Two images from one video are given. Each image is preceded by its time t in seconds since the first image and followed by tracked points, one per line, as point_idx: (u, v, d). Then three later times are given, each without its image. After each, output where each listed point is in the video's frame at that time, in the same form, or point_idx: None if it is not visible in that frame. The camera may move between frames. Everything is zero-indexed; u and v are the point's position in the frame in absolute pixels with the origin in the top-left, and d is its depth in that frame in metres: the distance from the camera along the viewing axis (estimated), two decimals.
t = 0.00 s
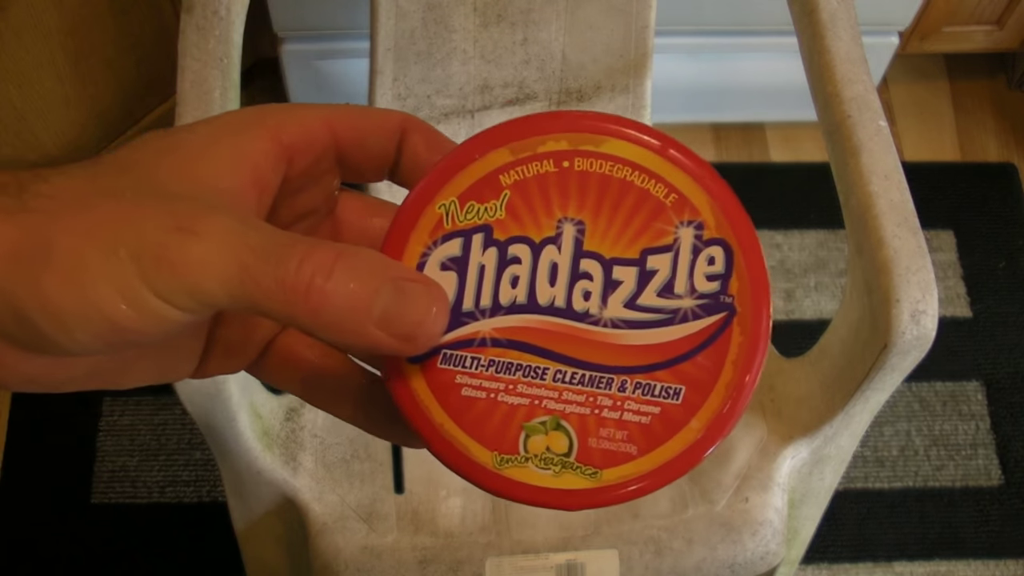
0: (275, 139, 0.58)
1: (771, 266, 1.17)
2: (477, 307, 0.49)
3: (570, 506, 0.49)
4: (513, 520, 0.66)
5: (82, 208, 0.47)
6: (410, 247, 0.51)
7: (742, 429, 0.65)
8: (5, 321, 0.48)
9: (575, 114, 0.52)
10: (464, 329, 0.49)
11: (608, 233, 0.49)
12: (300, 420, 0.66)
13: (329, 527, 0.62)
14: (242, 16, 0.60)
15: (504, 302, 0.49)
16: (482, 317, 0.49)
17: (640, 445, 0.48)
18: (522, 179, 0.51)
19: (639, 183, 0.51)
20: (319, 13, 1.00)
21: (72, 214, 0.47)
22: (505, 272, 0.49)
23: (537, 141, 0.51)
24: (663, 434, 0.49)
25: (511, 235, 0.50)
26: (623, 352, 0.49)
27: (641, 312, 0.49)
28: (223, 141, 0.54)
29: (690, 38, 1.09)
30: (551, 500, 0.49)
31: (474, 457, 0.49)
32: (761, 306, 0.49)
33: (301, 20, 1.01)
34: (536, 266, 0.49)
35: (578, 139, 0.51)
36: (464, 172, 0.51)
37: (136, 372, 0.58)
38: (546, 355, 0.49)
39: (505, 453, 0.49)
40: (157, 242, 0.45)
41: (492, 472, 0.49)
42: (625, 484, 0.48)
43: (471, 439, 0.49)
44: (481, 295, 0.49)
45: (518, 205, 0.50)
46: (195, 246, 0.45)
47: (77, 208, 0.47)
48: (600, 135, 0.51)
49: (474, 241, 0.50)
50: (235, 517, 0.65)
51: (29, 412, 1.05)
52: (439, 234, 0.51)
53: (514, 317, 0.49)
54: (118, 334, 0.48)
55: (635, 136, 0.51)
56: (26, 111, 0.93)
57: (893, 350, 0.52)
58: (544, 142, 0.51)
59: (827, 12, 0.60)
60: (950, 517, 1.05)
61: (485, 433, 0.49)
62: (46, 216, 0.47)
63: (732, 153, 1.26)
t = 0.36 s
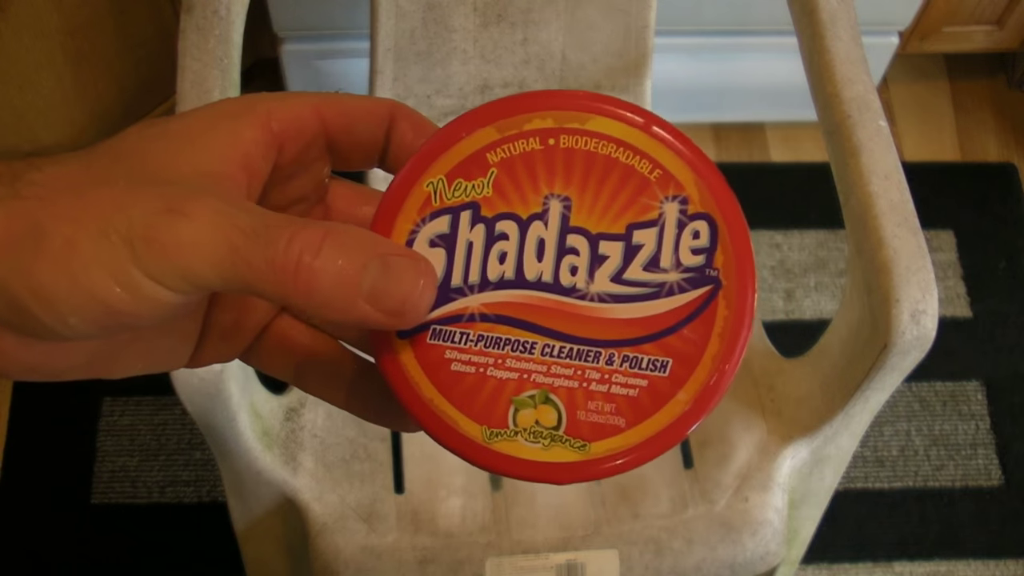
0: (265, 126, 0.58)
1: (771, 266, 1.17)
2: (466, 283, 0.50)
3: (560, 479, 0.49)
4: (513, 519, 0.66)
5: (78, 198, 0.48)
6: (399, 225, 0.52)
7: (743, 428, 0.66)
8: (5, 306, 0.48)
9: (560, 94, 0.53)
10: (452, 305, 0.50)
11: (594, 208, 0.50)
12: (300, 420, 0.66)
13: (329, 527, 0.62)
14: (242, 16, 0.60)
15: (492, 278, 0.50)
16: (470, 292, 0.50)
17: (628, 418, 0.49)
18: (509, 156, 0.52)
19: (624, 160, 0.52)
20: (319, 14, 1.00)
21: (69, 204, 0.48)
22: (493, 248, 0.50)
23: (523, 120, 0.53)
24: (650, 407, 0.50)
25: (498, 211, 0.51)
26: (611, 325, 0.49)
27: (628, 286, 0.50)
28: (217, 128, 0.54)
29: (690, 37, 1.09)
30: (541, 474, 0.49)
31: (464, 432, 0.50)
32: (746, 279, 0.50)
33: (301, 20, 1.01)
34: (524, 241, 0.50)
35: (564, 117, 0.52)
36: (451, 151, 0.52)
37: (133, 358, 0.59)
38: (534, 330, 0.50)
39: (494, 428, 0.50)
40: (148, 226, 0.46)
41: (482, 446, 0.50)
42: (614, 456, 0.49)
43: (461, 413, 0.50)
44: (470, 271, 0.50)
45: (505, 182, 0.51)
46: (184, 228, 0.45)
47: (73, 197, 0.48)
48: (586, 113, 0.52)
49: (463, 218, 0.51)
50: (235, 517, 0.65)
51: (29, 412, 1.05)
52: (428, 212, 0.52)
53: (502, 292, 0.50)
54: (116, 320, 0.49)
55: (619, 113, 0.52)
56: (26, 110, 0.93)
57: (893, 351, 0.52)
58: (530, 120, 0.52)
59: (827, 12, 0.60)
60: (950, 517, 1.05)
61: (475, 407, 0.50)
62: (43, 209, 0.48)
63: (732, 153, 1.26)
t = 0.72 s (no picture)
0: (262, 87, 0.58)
1: (771, 266, 1.17)
2: (453, 193, 0.47)
3: (531, 388, 0.45)
4: (513, 519, 0.66)
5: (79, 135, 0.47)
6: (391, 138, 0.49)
7: (742, 428, 0.67)
8: None
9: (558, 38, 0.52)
10: (437, 212, 0.47)
11: (582, 133, 0.48)
12: (299, 419, 0.66)
13: (329, 527, 0.62)
14: (242, 15, 0.60)
15: (480, 189, 0.47)
16: (456, 202, 0.47)
17: (605, 328, 0.46)
18: (506, 85, 0.50)
19: (614, 97, 0.50)
20: (319, 12, 1.00)
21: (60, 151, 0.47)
22: (482, 163, 0.48)
23: (517, 56, 0.51)
24: (630, 318, 0.46)
25: (491, 129, 0.49)
26: (596, 242, 0.46)
27: (614, 206, 0.47)
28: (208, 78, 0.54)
29: (690, 37, 1.09)
30: (510, 380, 0.45)
31: (436, 330, 0.46)
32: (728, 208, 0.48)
33: (302, 19, 1.01)
34: (513, 159, 0.48)
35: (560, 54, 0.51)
36: (447, 77, 0.51)
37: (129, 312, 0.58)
38: (516, 238, 0.46)
39: (468, 327, 0.45)
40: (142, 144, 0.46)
41: (454, 347, 0.45)
42: (589, 367, 0.45)
43: (435, 312, 0.46)
44: (458, 181, 0.48)
45: (498, 106, 0.49)
46: (172, 148, 0.45)
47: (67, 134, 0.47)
48: (583, 53, 0.51)
49: (455, 135, 0.49)
50: (235, 517, 0.65)
51: (30, 412, 1.05)
52: (422, 126, 0.49)
53: (487, 203, 0.47)
54: (113, 250, 0.49)
55: (616, 58, 0.51)
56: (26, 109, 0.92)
57: (894, 350, 0.52)
58: (525, 55, 0.51)
59: (827, 12, 0.60)
60: (950, 517, 1.05)
61: (450, 307, 0.46)
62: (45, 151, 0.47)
63: (732, 153, 1.26)
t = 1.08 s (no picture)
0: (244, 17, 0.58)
1: (771, 266, 1.17)
2: (441, 61, 0.46)
3: (475, 222, 0.41)
4: (513, 519, 0.65)
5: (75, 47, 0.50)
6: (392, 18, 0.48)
7: (743, 428, 0.66)
8: None
9: None
10: (420, 70, 0.45)
11: (582, 37, 0.47)
12: (299, 419, 0.66)
13: (329, 527, 0.63)
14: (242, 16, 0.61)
15: (467, 62, 0.45)
16: (441, 66, 0.45)
17: (569, 179, 0.42)
18: None
19: (619, 18, 0.48)
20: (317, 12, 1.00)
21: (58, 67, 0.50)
22: (473, 45, 0.46)
23: None
24: (598, 175, 0.42)
25: (490, 21, 0.47)
26: (579, 117, 0.44)
27: (600, 93, 0.45)
28: None
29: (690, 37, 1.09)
30: (452, 210, 0.41)
31: (390, 156, 0.42)
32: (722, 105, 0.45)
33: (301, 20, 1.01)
34: (507, 46, 0.46)
35: None
36: None
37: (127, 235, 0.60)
38: (491, 99, 0.44)
39: (424, 157, 0.42)
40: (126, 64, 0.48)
41: (403, 171, 0.42)
42: (543, 209, 0.41)
43: (393, 140, 0.43)
44: (447, 52, 0.46)
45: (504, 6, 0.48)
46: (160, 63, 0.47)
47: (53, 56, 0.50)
48: None
49: (454, 21, 0.47)
50: (235, 517, 0.65)
51: (31, 411, 1.05)
52: (423, 11, 0.48)
53: (471, 72, 0.45)
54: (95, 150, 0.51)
55: None
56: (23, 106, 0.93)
57: (893, 350, 0.52)
58: None
59: (827, 12, 0.60)
60: (950, 517, 1.05)
61: (411, 139, 0.43)
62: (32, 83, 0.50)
63: (732, 154, 1.25)
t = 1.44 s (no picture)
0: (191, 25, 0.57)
1: (771, 266, 1.17)
2: (422, 134, 0.48)
3: (490, 350, 0.45)
4: (513, 519, 0.65)
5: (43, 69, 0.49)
6: (363, 69, 0.49)
7: (743, 428, 0.66)
8: None
9: None
10: (403, 154, 0.47)
11: (570, 77, 0.48)
12: (299, 420, 0.66)
13: (329, 527, 0.63)
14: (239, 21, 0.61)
15: (451, 130, 0.47)
16: (424, 143, 0.48)
17: (574, 292, 0.45)
18: (488, 18, 0.50)
19: (606, 35, 0.49)
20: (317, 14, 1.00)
21: (18, 64, 0.49)
22: (455, 102, 0.48)
23: None
24: (602, 281, 0.45)
25: (469, 67, 0.49)
26: (570, 193, 0.46)
27: (593, 153, 0.47)
28: (156, 7, 0.55)
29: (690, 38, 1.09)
30: (467, 338, 0.45)
31: (395, 288, 0.46)
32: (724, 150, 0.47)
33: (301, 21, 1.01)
34: (489, 99, 0.48)
35: None
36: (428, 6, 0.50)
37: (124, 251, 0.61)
38: (486, 187, 0.46)
39: (426, 283, 0.46)
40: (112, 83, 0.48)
41: (410, 303, 0.45)
42: (553, 331, 0.45)
43: (396, 267, 0.46)
44: (427, 123, 0.48)
45: (477, 39, 0.49)
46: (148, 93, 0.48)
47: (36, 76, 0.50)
48: None
49: (430, 68, 0.49)
50: (235, 517, 0.65)
51: (30, 411, 1.05)
52: (396, 60, 0.49)
53: (458, 146, 0.47)
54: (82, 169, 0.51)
55: None
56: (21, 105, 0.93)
57: (893, 350, 0.52)
58: None
59: (827, 11, 0.60)
60: (950, 517, 1.05)
61: (411, 259, 0.46)
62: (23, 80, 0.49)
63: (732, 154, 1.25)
